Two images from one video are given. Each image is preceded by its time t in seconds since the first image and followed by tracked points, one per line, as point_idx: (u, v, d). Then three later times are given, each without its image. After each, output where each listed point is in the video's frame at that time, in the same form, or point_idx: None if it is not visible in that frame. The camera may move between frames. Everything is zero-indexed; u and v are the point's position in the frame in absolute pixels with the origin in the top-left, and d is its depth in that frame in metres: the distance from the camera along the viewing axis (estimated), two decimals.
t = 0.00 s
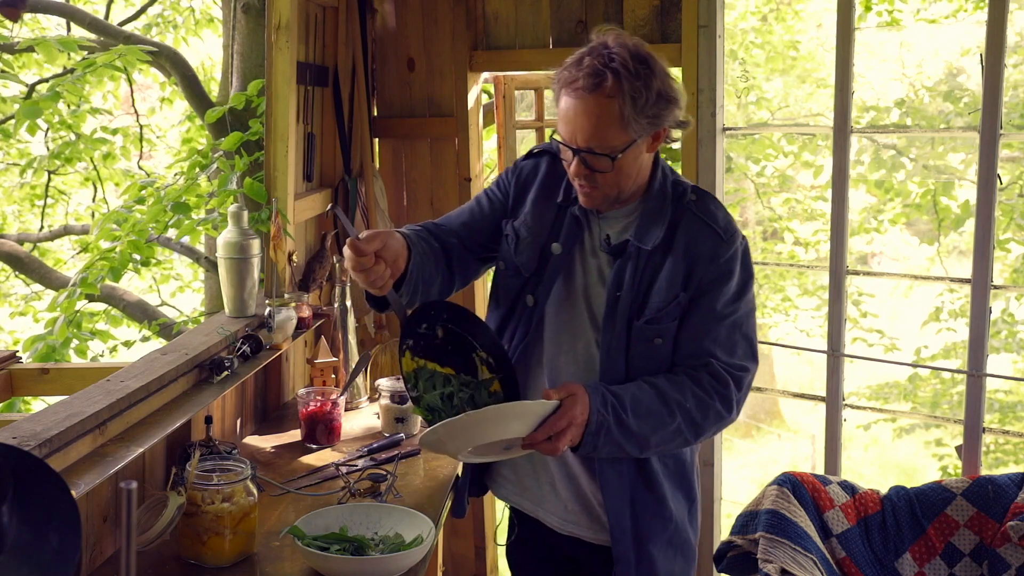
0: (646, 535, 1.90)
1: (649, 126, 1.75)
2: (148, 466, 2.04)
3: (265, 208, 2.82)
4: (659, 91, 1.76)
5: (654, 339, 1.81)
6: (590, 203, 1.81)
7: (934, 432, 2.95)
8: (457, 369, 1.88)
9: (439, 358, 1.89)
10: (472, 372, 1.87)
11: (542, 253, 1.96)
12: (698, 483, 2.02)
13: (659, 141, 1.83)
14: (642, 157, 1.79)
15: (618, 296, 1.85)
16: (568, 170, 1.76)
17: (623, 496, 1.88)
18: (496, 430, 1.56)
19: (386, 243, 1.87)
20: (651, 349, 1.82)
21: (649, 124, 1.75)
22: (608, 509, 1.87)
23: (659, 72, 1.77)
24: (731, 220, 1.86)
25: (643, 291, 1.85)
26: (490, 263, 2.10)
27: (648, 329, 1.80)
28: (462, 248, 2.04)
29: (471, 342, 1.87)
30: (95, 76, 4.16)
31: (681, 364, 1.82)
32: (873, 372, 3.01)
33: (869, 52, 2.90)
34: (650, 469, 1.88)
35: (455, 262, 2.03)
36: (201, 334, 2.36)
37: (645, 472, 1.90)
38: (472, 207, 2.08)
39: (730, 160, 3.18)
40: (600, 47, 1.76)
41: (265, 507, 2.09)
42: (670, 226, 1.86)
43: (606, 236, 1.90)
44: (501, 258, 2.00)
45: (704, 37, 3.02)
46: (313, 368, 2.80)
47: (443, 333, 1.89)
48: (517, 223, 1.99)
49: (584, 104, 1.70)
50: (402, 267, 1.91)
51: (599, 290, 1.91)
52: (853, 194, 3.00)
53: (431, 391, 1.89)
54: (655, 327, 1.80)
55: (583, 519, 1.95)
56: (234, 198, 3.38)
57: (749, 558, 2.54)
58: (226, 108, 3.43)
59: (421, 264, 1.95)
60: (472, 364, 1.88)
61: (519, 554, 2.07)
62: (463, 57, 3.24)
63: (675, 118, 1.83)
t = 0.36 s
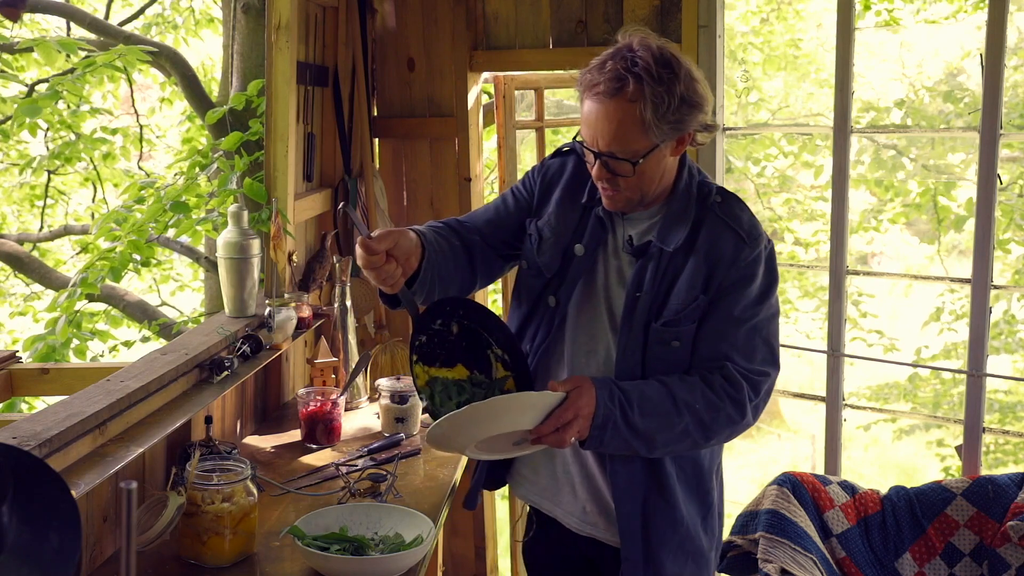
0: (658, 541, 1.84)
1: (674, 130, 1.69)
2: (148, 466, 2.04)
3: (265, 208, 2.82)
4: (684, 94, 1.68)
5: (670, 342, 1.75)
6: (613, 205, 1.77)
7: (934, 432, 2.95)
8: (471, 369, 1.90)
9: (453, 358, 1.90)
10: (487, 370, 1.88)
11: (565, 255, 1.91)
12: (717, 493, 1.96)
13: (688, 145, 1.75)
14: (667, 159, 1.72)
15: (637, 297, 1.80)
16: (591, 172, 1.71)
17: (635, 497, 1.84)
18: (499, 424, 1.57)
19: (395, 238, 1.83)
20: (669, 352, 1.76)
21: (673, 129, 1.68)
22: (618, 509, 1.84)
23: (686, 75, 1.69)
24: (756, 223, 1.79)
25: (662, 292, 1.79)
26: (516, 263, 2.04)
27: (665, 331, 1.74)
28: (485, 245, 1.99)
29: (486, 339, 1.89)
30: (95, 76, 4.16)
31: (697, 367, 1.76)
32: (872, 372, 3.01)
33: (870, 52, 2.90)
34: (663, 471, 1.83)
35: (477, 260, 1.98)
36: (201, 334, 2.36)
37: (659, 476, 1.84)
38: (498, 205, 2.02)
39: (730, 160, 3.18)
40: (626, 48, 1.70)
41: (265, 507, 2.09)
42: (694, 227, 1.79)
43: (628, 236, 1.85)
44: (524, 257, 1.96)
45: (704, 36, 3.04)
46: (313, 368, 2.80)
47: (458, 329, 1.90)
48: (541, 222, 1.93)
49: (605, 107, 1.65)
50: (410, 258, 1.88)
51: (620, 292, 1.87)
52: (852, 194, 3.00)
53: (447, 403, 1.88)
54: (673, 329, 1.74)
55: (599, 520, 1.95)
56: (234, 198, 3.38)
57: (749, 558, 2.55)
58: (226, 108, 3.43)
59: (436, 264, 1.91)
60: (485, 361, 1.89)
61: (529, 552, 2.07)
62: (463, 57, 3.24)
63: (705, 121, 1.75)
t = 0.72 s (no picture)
0: (660, 538, 1.83)
1: (675, 128, 1.68)
2: (148, 466, 2.04)
3: (265, 208, 2.82)
4: (684, 90, 1.67)
5: (672, 337, 1.74)
6: (617, 205, 1.76)
7: (934, 433, 2.95)
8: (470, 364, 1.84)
9: (452, 349, 1.84)
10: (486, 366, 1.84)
11: (571, 256, 1.91)
12: (723, 496, 1.92)
13: (691, 142, 1.74)
14: (670, 157, 1.72)
15: (641, 292, 1.79)
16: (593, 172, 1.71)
17: (637, 493, 1.82)
18: (492, 403, 1.59)
19: (388, 237, 1.82)
20: (670, 348, 1.75)
21: (673, 126, 1.68)
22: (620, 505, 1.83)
23: (686, 71, 1.69)
24: (761, 218, 1.77)
25: (666, 289, 1.78)
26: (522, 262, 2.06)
27: (667, 326, 1.73)
28: (491, 243, 2.01)
29: (486, 332, 1.85)
30: (95, 75, 4.16)
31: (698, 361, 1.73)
32: (872, 372, 3.01)
33: (870, 52, 2.89)
34: (665, 467, 1.82)
35: (484, 260, 2.00)
36: (201, 334, 2.36)
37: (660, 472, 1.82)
38: (506, 205, 2.03)
39: (730, 161, 3.18)
40: (626, 47, 1.70)
41: (265, 507, 2.09)
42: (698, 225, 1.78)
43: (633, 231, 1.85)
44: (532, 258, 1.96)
45: (704, 36, 3.03)
46: (313, 368, 2.80)
47: (457, 323, 1.84)
48: (547, 221, 1.95)
49: (605, 106, 1.65)
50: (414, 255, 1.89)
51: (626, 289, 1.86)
52: (853, 194, 3.00)
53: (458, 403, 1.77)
54: (674, 324, 1.73)
55: (605, 522, 1.93)
56: (234, 198, 3.38)
57: (749, 559, 2.55)
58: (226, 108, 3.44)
59: (439, 264, 1.91)
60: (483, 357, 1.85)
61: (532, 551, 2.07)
62: (463, 56, 3.24)
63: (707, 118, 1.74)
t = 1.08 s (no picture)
0: (645, 540, 1.83)
1: (674, 134, 1.66)
2: (148, 467, 2.03)
3: (264, 208, 2.81)
4: (682, 96, 1.65)
5: (659, 340, 1.73)
6: (615, 209, 1.76)
7: (935, 434, 2.95)
8: (468, 379, 1.74)
9: (452, 356, 1.75)
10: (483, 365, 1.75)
11: (574, 252, 1.90)
12: (714, 500, 1.91)
13: (690, 147, 1.72)
14: (668, 162, 1.70)
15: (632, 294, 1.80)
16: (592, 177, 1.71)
17: (624, 495, 1.82)
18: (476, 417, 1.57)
19: (414, 251, 1.80)
20: (659, 351, 1.74)
21: (671, 132, 1.66)
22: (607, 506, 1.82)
23: (686, 77, 1.66)
24: (757, 225, 1.76)
25: (656, 292, 1.78)
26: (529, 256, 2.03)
27: (654, 329, 1.73)
28: (502, 233, 1.98)
29: (486, 331, 1.76)
30: (94, 75, 4.15)
31: (685, 366, 1.73)
32: (873, 373, 3.01)
33: (871, 51, 2.89)
34: (651, 470, 1.81)
35: (498, 253, 1.97)
36: (200, 334, 2.35)
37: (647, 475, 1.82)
38: (515, 199, 2.02)
39: (731, 161, 3.18)
40: (626, 51, 1.68)
41: (265, 507, 2.08)
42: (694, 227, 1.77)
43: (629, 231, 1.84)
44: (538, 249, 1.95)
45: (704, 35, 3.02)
46: (313, 368, 2.79)
47: (462, 320, 1.75)
48: (556, 215, 1.92)
49: (602, 112, 1.64)
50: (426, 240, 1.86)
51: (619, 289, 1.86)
52: (854, 194, 2.99)
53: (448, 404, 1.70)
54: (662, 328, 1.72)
55: (599, 518, 1.92)
56: (235, 198, 3.37)
57: (750, 560, 2.54)
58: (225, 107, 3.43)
59: (457, 259, 1.88)
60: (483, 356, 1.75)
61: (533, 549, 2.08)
62: (463, 56, 3.23)
63: (707, 123, 1.71)
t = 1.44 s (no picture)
0: (627, 541, 1.83)
1: (692, 142, 1.65)
2: (147, 467, 2.03)
3: (264, 207, 2.80)
4: (702, 105, 1.64)
5: (655, 347, 1.74)
6: (628, 211, 1.76)
7: (936, 435, 2.95)
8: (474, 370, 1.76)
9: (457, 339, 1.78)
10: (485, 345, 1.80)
11: (594, 243, 1.89)
12: (703, 510, 1.92)
13: (708, 156, 1.71)
14: (684, 169, 1.69)
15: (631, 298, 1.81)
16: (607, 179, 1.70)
17: (612, 496, 1.82)
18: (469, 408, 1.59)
19: (452, 257, 1.73)
20: (655, 358, 1.75)
21: (690, 141, 1.65)
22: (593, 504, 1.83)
23: (707, 86, 1.65)
24: (767, 243, 1.75)
25: (657, 297, 1.79)
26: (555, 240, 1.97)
27: (651, 336, 1.74)
28: (530, 216, 1.93)
29: (496, 313, 1.82)
30: (93, 74, 4.14)
31: (678, 375, 1.74)
32: (873, 374, 3.00)
33: (872, 51, 2.88)
34: (640, 474, 1.82)
35: (525, 242, 1.91)
36: (200, 334, 2.34)
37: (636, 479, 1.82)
38: (538, 188, 1.96)
39: (732, 162, 3.18)
40: (649, 56, 1.66)
41: (264, 507, 2.08)
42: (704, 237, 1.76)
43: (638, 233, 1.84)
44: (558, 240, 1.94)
45: (704, 35, 3.05)
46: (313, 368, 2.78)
47: (478, 301, 1.78)
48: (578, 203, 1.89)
49: (621, 117, 1.63)
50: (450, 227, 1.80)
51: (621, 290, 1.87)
52: (855, 195, 2.99)
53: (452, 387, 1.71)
54: (659, 335, 1.73)
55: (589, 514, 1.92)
56: (234, 198, 3.36)
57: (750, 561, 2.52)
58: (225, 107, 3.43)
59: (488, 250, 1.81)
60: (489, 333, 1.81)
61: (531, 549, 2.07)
62: (462, 55, 3.23)
63: (725, 132, 1.70)
